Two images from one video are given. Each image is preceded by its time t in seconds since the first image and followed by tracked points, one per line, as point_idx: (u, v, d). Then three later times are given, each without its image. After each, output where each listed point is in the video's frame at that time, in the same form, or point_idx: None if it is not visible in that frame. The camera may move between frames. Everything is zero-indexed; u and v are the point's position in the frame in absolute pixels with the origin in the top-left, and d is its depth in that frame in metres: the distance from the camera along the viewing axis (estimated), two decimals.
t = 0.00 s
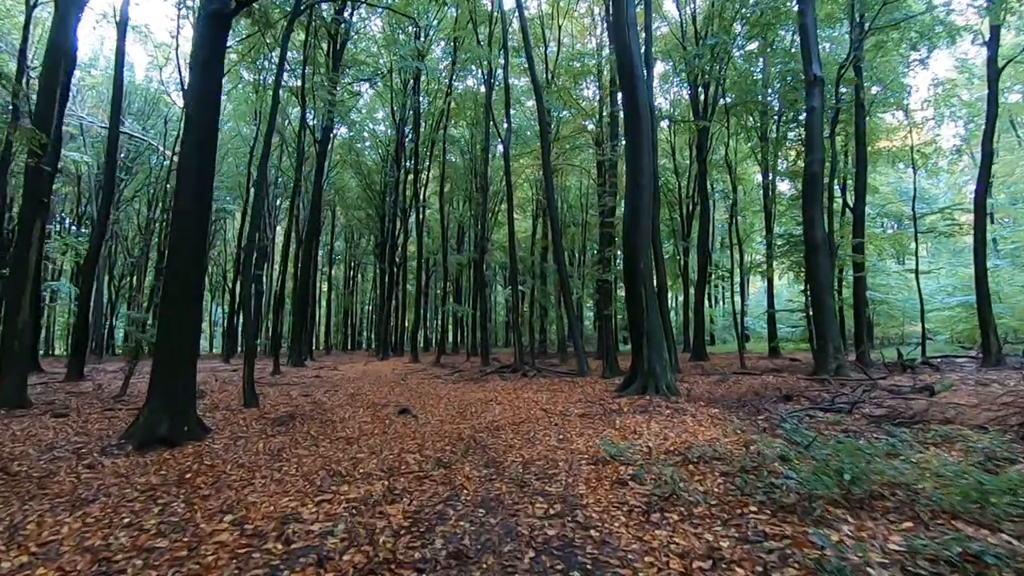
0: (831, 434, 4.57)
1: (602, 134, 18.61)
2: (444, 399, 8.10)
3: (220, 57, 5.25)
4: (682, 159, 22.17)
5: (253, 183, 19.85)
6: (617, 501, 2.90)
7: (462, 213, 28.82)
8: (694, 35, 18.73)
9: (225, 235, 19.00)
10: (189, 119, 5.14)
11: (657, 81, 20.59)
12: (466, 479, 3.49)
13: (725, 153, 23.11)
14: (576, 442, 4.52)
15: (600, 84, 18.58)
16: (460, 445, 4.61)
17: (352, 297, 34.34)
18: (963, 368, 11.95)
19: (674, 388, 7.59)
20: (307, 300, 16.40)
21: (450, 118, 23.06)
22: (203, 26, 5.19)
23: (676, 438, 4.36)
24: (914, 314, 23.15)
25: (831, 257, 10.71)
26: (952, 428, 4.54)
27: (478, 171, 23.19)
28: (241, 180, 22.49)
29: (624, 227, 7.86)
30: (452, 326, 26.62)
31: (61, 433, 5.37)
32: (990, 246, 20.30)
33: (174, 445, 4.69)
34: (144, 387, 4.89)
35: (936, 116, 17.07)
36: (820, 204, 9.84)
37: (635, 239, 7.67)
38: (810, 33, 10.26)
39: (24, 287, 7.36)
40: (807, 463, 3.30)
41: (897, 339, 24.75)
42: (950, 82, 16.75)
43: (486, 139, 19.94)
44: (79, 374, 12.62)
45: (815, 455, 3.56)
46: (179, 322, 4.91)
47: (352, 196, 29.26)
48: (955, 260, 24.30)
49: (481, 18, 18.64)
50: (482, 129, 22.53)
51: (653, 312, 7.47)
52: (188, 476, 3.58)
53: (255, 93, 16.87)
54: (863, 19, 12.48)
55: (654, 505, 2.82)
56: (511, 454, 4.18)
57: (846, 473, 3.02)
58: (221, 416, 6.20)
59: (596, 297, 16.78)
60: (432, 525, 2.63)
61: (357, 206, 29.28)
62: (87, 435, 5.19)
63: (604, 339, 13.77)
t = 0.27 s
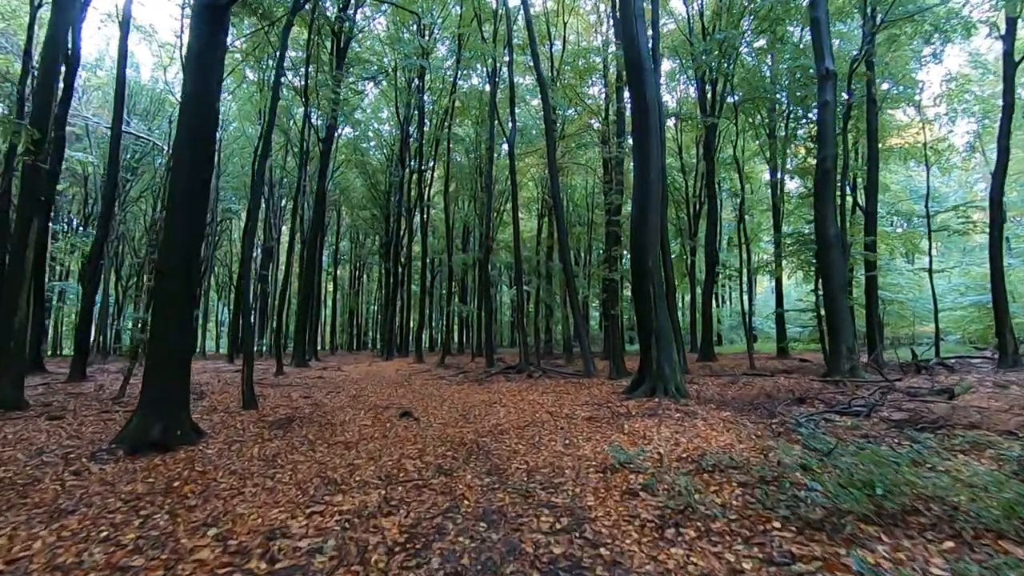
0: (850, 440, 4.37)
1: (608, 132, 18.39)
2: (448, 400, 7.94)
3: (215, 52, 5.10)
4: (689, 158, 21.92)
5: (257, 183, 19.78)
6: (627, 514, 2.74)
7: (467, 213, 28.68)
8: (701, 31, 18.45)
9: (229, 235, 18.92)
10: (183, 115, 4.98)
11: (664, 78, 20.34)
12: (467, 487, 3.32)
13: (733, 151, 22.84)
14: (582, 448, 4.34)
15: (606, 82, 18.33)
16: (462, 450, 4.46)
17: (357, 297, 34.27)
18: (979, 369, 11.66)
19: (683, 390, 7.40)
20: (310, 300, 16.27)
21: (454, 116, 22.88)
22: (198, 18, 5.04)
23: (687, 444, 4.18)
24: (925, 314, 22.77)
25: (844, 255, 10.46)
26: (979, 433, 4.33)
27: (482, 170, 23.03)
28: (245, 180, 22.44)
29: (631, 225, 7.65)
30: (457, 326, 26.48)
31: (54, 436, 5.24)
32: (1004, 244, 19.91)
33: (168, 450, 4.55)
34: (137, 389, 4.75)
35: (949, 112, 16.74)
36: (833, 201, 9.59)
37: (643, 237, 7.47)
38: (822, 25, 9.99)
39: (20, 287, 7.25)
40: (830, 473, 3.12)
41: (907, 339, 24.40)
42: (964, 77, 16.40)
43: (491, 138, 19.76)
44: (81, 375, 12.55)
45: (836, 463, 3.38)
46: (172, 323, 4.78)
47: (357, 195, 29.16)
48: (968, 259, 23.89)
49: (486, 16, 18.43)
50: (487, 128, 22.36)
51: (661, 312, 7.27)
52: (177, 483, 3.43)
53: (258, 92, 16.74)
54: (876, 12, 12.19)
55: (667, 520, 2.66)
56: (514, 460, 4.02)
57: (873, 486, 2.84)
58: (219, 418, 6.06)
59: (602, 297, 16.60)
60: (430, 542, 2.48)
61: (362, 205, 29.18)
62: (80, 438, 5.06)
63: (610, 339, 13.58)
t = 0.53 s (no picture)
0: (866, 446, 4.20)
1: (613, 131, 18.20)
2: (450, 403, 7.76)
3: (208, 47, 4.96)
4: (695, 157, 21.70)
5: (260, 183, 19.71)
6: (634, 529, 2.58)
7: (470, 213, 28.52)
8: (707, 29, 18.24)
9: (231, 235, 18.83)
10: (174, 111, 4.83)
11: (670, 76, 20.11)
12: (465, 498, 3.15)
13: (739, 150, 22.59)
14: (587, 455, 4.16)
15: (611, 81, 18.12)
16: (461, 456, 4.30)
17: (361, 298, 34.18)
18: (992, 371, 11.40)
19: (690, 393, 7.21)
20: (313, 301, 16.15)
21: (457, 116, 22.73)
22: (191, 11, 4.89)
23: (698, 451, 3.99)
24: (934, 314, 22.44)
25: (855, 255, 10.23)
26: (1002, 440, 4.15)
27: (486, 170, 22.87)
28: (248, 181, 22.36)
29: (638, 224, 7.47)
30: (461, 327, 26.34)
31: (44, 439, 5.10)
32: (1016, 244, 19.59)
33: (160, 455, 4.42)
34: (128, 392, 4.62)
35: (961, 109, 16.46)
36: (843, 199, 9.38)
37: (649, 237, 7.28)
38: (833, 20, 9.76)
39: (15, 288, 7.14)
40: (849, 484, 2.96)
41: (916, 340, 24.09)
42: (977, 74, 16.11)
43: (495, 137, 19.59)
44: (82, 376, 12.46)
45: (855, 473, 3.22)
46: (163, 326, 4.65)
47: (361, 195, 29.06)
48: (978, 259, 23.57)
49: (489, 14, 18.25)
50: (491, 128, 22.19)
51: (668, 313, 7.09)
52: (161, 491, 3.28)
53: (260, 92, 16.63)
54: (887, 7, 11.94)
55: (678, 536, 2.50)
56: (515, 467, 3.86)
57: (900, 501, 2.65)
58: (215, 421, 5.91)
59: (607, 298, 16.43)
60: (424, 561, 2.33)
61: (366, 206, 29.09)
62: (71, 442, 4.92)
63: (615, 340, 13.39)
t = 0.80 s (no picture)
0: (887, 451, 4.01)
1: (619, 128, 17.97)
2: (452, 404, 7.60)
3: (202, 42, 4.83)
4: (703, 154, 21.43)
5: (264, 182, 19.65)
6: (645, 543, 2.43)
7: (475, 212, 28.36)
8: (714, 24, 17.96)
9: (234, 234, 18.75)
10: (166, 106, 4.69)
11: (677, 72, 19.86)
12: (464, 505, 3.00)
13: (747, 147, 22.30)
14: (593, 458, 3.99)
15: (617, 78, 17.90)
16: (462, 459, 4.14)
17: (367, 298, 34.10)
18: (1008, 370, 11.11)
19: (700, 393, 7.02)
20: (316, 300, 16.05)
21: (462, 114, 22.58)
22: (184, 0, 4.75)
23: (709, 455, 3.82)
24: (946, 313, 22.08)
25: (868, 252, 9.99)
26: None
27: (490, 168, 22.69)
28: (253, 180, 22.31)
29: (645, 221, 7.27)
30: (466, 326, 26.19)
31: (36, 440, 4.99)
32: None
33: (152, 457, 4.29)
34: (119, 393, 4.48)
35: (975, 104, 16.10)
36: (857, 194, 9.14)
37: (657, 234, 7.09)
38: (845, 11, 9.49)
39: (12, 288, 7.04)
40: (874, 494, 2.78)
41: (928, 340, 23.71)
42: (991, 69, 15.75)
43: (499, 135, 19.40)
44: (85, 375, 12.41)
45: (878, 480, 3.03)
46: (154, 325, 4.52)
47: (365, 194, 28.96)
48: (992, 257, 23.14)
49: (493, 11, 18.05)
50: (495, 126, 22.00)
51: (676, 312, 6.90)
52: (147, 496, 3.14)
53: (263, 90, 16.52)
54: None
55: (693, 552, 2.34)
56: (517, 472, 3.69)
57: (931, 512, 2.48)
58: (211, 422, 5.78)
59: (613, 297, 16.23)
60: None
61: (370, 205, 29.00)
62: (63, 443, 4.80)
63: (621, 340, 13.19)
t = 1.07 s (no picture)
0: (913, 462, 3.80)
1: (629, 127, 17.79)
2: (458, 408, 7.43)
3: (200, 38, 4.71)
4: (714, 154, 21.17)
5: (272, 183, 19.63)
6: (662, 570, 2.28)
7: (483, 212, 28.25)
8: (725, 21, 17.69)
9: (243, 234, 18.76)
10: (164, 104, 4.57)
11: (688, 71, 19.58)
12: (466, 521, 2.87)
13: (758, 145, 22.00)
14: (603, 468, 3.81)
15: (626, 76, 17.64)
16: (465, 468, 3.96)
17: (375, 298, 34.10)
18: None
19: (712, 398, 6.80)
20: (323, 301, 15.96)
21: (470, 114, 22.43)
22: None
23: (726, 466, 3.63)
24: (963, 314, 21.61)
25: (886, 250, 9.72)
26: None
27: (498, 169, 22.61)
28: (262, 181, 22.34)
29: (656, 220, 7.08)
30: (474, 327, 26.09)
31: (33, 445, 4.89)
32: None
33: (147, 464, 4.15)
34: (114, 398, 4.35)
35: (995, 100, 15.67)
36: (874, 192, 8.88)
37: (668, 233, 6.89)
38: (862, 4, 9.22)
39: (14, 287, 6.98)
40: (906, 514, 2.60)
41: (944, 341, 23.24)
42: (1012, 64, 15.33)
43: (507, 135, 19.24)
44: (92, 376, 12.39)
45: (911, 497, 2.84)
46: (150, 329, 4.39)
47: (373, 195, 28.89)
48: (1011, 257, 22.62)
49: (501, 9, 17.88)
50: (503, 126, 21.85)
51: (688, 313, 6.70)
52: (137, 508, 3.02)
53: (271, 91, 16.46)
54: None
55: None
56: (523, 484, 3.52)
57: (973, 539, 2.30)
58: (211, 426, 5.66)
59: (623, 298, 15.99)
60: None
61: (378, 206, 28.93)
62: (59, 448, 4.70)
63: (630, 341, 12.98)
